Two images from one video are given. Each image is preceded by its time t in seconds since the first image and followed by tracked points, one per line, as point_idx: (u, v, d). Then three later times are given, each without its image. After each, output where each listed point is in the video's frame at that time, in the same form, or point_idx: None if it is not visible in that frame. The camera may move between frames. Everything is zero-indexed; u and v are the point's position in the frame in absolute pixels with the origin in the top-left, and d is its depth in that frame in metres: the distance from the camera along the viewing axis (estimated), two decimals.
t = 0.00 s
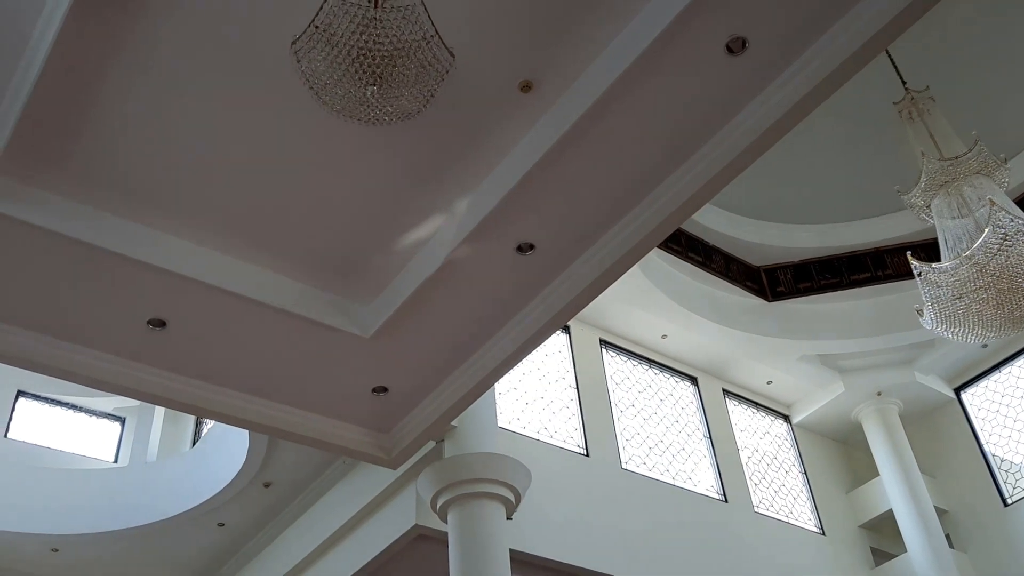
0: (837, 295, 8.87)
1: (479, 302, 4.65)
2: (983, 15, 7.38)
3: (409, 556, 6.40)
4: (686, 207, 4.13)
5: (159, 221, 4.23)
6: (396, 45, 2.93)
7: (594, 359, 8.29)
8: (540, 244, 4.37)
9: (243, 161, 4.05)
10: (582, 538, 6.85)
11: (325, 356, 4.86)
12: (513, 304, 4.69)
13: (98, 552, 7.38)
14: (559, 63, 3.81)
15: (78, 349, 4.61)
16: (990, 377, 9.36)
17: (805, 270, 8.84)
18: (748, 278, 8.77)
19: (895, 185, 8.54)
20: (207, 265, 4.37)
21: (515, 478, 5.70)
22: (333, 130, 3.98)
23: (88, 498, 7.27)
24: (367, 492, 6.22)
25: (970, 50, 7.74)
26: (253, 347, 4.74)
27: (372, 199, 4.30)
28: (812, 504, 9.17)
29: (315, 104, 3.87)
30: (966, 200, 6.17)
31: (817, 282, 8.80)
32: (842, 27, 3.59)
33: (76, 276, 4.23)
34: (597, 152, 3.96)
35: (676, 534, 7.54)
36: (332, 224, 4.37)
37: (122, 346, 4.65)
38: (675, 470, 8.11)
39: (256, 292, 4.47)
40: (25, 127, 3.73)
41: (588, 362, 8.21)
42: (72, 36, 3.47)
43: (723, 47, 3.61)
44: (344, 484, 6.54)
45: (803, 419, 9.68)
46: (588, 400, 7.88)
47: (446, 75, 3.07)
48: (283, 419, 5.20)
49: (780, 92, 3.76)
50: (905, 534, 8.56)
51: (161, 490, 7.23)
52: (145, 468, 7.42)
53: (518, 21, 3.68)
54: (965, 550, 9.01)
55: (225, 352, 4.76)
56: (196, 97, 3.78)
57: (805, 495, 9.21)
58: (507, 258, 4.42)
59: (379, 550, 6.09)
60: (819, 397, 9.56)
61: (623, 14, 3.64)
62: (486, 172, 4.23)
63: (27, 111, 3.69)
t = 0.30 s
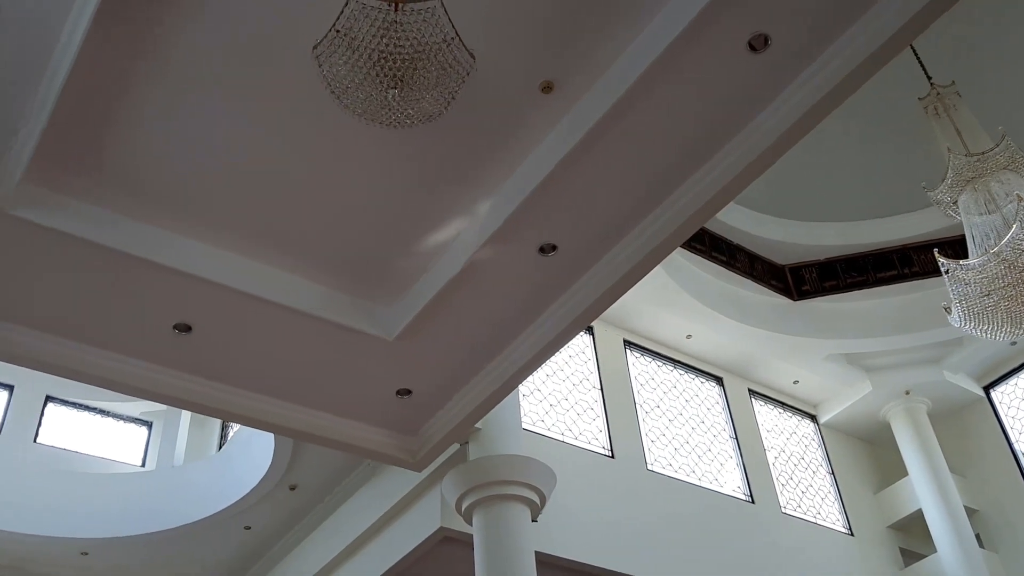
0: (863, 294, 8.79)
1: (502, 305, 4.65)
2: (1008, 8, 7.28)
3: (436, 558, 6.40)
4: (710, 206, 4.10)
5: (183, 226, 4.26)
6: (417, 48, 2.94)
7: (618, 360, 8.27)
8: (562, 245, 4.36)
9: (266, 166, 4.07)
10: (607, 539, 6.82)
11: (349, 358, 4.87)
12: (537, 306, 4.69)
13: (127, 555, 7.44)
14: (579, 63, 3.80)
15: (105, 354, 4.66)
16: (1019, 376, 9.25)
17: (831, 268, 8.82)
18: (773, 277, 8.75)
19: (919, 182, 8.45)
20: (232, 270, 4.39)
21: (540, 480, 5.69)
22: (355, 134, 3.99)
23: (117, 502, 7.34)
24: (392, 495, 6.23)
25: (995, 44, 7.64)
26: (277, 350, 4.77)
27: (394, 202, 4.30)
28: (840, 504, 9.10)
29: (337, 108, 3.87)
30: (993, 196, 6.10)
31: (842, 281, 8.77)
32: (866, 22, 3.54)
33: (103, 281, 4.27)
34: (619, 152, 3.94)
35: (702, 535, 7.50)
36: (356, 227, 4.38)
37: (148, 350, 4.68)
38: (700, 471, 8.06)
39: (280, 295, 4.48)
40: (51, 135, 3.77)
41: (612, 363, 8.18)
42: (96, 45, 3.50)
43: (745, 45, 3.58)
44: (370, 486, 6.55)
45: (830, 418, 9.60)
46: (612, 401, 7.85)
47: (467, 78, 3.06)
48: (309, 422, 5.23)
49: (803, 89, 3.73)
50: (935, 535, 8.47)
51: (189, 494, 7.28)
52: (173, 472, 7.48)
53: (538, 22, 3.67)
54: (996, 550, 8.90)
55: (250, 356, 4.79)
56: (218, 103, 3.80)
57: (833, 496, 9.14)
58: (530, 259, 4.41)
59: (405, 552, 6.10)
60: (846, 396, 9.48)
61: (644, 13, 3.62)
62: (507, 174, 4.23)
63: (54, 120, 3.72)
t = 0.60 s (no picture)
0: (895, 290, 8.71)
1: (531, 305, 4.65)
2: None
3: (468, 559, 6.41)
4: (739, 202, 4.08)
5: (214, 231, 4.31)
6: (442, 50, 2.95)
7: (647, 360, 8.24)
8: (590, 244, 4.36)
9: (295, 170, 4.10)
10: (638, 538, 6.80)
11: (379, 360, 4.90)
12: (566, 305, 4.68)
13: (163, 558, 7.53)
14: (604, 62, 3.79)
15: (139, 358, 4.72)
16: None
17: (862, 265, 8.73)
18: (803, 274, 8.70)
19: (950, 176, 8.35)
20: (262, 274, 4.43)
21: (571, 480, 5.69)
22: (382, 138, 4.01)
23: (151, 505, 7.42)
24: (423, 496, 6.25)
25: None
26: (308, 353, 4.80)
27: (422, 204, 4.32)
28: (874, 503, 9.00)
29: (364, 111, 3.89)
30: None
31: (873, 277, 8.68)
32: (895, 14, 3.51)
33: (136, 287, 4.32)
34: (646, 150, 3.93)
35: (735, 535, 7.45)
36: (385, 230, 4.41)
37: (181, 355, 4.74)
38: (732, 470, 8.02)
39: (310, 298, 4.52)
40: (82, 145, 3.81)
41: (642, 363, 8.16)
42: (126, 54, 3.54)
43: (772, 40, 3.55)
44: (401, 487, 6.58)
45: (863, 416, 9.51)
46: (642, 401, 7.82)
47: (493, 79, 3.06)
48: (341, 424, 5.27)
49: (832, 83, 3.70)
50: (972, 534, 8.36)
51: (223, 496, 7.36)
52: (206, 475, 7.55)
53: (564, 21, 3.66)
54: None
55: (282, 359, 4.83)
56: (246, 109, 3.84)
57: (867, 494, 9.05)
58: (558, 259, 4.41)
59: (437, 553, 6.12)
60: (878, 394, 9.39)
61: (669, 10, 3.60)
62: (534, 174, 4.23)
63: (84, 129, 3.77)
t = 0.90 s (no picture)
0: (916, 287, 8.65)
1: (549, 306, 4.65)
2: None
3: (489, 560, 6.41)
4: (757, 200, 4.06)
5: (233, 235, 4.33)
6: (457, 52, 2.95)
7: (666, 359, 8.22)
8: (608, 244, 4.35)
9: (313, 173, 4.12)
10: (658, 539, 6.78)
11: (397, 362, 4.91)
12: (584, 306, 4.68)
13: (185, 561, 7.57)
14: (620, 61, 3.79)
15: (160, 362, 4.76)
16: None
17: (882, 262, 8.64)
18: (822, 272, 8.66)
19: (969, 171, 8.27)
20: (281, 277, 4.46)
21: (591, 480, 5.68)
22: (399, 140, 4.01)
23: (173, 508, 7.48)
24: (443, 498, 6.26)
25: None
26: (327, 355, 4.82)
27: (439, 206, 4.33)
28: (896, 502, 8.94)
29: (380, 114, 3.90)
30: None
31: (893, 274, 8.60)
32: (913, 10, 3.48)
33: (157, 291, 4.36)
34: (663, 149, 3.92)
35: (756, 534, 7.42)
36: (403, 232, 4.42)
37: (201, 358, 4.77)
38: (752, 470, 7.98)
39: (329, 301, 4.54)
40: (102, 151, 3.85)
41: (660, 362, 8.14)
42: (144, 60, 3.57)
43: (789, 37, 3.53)
44: (421, 489, 6.59)
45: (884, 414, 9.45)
46: (661, 401, 7.80)
47: (508, 79, 3.07)
48: (360, 426, 5.29)
49: (849, 80, 3.68)
50: (997, 533, 8.28)
51: (245, 499, 7.40)
52: (227, 478, 7.59)
53: (579, 21, 3.66)
54: None
55: (301, 361, 4.85)
56: (264, 113, 3.86)
57: (889, 493, 8.98)
58: (576, 259, 4.41)
59: (458, 554, 6.13)
60: (899, 392, 9.33)
61: (684, 9, 3.59)
62: (551, 175, 4.23)
63: (104, 135, 3.80)
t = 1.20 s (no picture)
0: (936, 285, 8.60)
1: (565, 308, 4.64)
2: None
3: (509, 562, 6.40)
4: (773, 200, 4.04)
5: (250, 242, 4.35)
6: (471, 56, 2.95)
7: (685, 360, 8.20)
8: (624, 246, 4.34)
9: (327, 179, 4.13)
10: (678, 541, 6.75)
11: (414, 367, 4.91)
12: (601, 308, 4.67)
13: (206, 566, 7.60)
14: (633, 62, 3.77)
15: (178, 368, 4.79)
16: None
17: (901, 261, 8.62)
18: (841, 271, 8.63)
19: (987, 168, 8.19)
20: (298, 283, 4.47)
21: (609, 483, 5.66)
22: (413, 145, 4.02)
23: (194, 514, 7.51)
24: (461, 501, 6.26)
25: None
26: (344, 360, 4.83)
27: (455, 211, 4.33)
28: (919, 502, 8.86)
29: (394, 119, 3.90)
30: None
31: (913, 272, 8.57)
32: (929, 7, 3.44)
33: (175, 298, 4.37)
34: (678, 150, 3.91)
35: (777, 536, 7.37)
36: (418, 237, 4.42)
37: (219, 364, 4.79)
38: (773, 471, 7.94)
39: (346, 306, 4.55)
40: (119, 159, 3.87)
41: (679, 363, 8.11)
42: (159, 69, 3.58)
43: (804, 36, 3.51)
44: (439, 492, 6.59)
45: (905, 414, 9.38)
46: (680, 402, 7.77)
47: (521, 82, 3.08)
48: (377, 430, 5.29)
49: (865, 78, 3.65)
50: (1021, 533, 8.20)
51: (266, 505, 7.41)
52: (247, 484, 7.61)
53: (592, 23, 3.65)
54: None
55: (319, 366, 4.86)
56: (278, 120, 3.87)
57: (911, 493, 8.91)
58: (592, 261, 4.40)
59: (477, 557, 6.13)
60: (920, 391, 9.25)
61: (698, 9, 3.57)
62: (565, 177, 4.22)
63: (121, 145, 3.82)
